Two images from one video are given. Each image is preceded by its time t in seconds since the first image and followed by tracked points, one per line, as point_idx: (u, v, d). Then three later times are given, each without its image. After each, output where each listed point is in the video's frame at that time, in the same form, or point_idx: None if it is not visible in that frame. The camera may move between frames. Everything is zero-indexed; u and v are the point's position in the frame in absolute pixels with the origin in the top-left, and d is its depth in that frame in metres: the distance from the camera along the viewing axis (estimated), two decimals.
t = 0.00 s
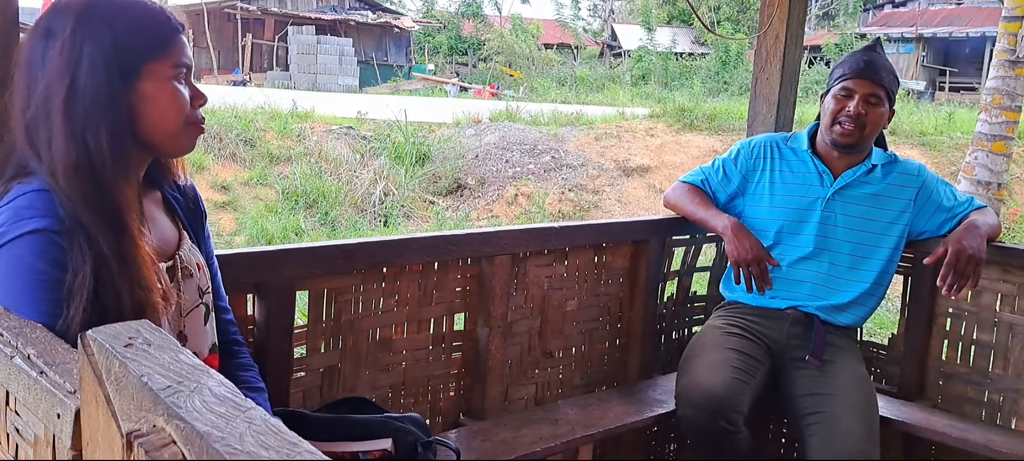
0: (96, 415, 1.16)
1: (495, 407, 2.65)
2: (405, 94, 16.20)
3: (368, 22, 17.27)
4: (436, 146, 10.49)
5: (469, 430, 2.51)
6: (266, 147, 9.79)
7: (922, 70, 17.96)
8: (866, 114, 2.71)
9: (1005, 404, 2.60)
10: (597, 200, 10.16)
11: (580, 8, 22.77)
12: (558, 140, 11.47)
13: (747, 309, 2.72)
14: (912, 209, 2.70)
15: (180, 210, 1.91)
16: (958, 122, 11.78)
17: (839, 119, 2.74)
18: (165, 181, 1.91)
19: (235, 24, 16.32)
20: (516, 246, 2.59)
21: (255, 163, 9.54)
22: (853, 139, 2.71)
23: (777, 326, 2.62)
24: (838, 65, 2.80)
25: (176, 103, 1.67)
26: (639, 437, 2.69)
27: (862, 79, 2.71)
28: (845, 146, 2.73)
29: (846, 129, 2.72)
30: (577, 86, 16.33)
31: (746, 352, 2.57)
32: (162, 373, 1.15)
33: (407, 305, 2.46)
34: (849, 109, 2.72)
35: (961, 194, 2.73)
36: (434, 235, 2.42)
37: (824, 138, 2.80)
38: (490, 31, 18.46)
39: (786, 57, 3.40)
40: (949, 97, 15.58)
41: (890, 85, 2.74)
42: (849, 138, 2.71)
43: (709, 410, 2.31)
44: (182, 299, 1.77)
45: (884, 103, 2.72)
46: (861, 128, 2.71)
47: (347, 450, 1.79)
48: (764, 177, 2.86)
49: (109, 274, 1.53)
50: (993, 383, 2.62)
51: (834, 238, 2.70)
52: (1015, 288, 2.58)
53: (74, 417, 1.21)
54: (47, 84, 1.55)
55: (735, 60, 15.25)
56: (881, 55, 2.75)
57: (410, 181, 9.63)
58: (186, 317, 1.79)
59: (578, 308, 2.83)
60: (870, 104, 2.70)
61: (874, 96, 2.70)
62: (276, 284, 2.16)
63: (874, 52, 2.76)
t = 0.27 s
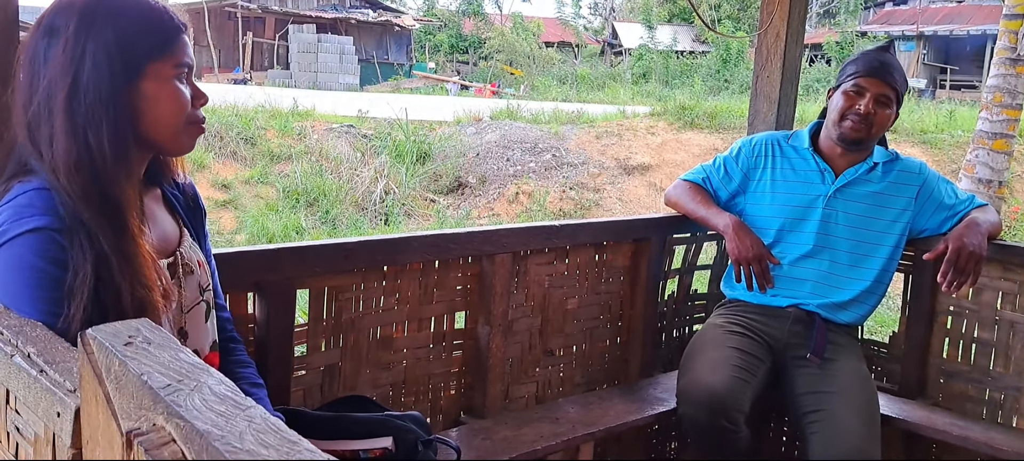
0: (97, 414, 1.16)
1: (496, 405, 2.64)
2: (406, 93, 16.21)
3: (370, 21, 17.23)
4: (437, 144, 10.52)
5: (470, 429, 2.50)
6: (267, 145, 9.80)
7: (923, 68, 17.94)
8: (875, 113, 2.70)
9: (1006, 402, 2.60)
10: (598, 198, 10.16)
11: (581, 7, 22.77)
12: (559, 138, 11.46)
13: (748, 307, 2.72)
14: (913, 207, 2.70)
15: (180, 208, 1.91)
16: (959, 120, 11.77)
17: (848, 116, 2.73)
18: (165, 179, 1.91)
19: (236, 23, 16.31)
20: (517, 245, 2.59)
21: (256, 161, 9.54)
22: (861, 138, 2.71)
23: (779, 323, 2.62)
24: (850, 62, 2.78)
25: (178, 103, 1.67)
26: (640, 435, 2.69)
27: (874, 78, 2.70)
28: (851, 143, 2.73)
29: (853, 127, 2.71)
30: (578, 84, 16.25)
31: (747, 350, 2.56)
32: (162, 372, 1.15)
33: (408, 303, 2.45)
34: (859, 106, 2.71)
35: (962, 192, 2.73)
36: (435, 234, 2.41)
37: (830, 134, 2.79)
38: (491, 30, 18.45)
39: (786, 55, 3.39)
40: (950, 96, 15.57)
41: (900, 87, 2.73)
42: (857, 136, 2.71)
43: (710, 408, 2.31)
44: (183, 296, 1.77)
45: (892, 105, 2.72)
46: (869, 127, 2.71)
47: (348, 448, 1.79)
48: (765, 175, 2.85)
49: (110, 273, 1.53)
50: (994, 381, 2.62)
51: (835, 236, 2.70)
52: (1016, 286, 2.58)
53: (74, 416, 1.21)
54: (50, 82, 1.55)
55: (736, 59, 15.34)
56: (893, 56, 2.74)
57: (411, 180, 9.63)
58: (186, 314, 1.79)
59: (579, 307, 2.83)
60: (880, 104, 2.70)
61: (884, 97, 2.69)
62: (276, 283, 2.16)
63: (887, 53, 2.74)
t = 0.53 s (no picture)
0: (96, 414, 1.16)
1: (496, 405, 2.64)
2: (406, 92, 16.20)
3: (370, 20, 17.21)
4: (437, 143, 10.53)
5: (470, 428, 2.51)
6: (267, 144, 9.82)
7: (924, 67, 17.93)
8: (883, 117, 2.67)
9: (1006, 401, 2.60)
10: (598, 197, 10.16)
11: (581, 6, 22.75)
12: (559, 137, 11.46)
13: (748, 306, 2.72)
14: (913, 206, 2.70)
15: (180, 207, 1.91)
16: (960, 118, 11.77)
17: (856, 116, 2.71)
18: (165, 179, 1.91)
19: (236, 22, 16.31)
20: (517, 244, 2.59)
21: (257, 161, 9.55)
22: (867, 139, 2.69)
23: (778, 323, 2.62)
24: (862, 63, 2.75)
25: (177, 104, 1.67)
26: (640, 435, 2.69)
27: (885, 82, 2.67)
28: (856, 145, 2.71)
29: (860, 127, 2.69)
30: (578, 83, 16.22)
31: (747, 349, 2.56)
32: (161, 371, 1.15)
33: (408, 303, 2.45)
34: (868, 109, 2.69)
35: (962, 191, 2.73)
36: (435, 233, 2.42)
37: (836, 134, 2.77)
38: (491, 29, 18.45)
39: (786, 55, 3.39)
40: (950, 94, 15.56)
41: (908, 93, 2.71)
42: (862, 137, 2.69)
43: (710, 407, 2.31)
44: (183, 295, 1.77)
45: (899, 112, 2.70)
46: (875, 129, 2.68)
47: (347, 448, 1.79)
48: (765, 174, 2.85)
49: (109, 273, 1.53)
50: (994, 380, 2.62)
51: (835, 234, 2.70)
52: (1016, 285, 2.58)
53: (74, 415, 1.21)
54: (48, 82, 1.55)
55: (736, 57, 15.33)
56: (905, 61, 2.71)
57: (411, 179, 9.63)
58: (186, 314, 1.79)
59: (579, 306, 2.83)
60: (889, 109, 2.68)
61: (893, 102, 2.68)
62: (277, 283, 2.16)
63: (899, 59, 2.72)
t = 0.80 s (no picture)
0: (95, 413, 1.16)
1: (496, 404, 2.64)
2: (406, 91, 16.22)
3: (370, 20, 17.20)
4: (437, 142, 10.53)
5: (469, 427, 2.51)
6: (267, 144, 9.83)
7: (924, 66, 17.92)
8: (884, 119, 2.67)
9: (1005, 400, 2.60)
10: (599, 196, 10.16)
11: (581, 5, 22.76)
12: (559, 136, 11.46)
13: (748, 305, 2.71)
14: (913, 205, 2.70)
15: (180, 207, 1.91)
16: (960, 117, 11.77)
17: (857, 118, 2.71)
18: (165, 179, 1.91)
19: (236, 22, 16.32)
20: (516, 243, 2.59)
21: (257, 160, 9.55)
22: (867, 141, 2.69)
23: (778, 322, 2.62)
24: (866, 62, 2.74)
25: (174, 103, 1.66)
26: (639, 434, 2.69)
27: (887, 84, 2.66)
28: (857, 146, 2.71)
29: (860, 129, 2.69)
30: (578, 83, 16.20)
31: (747, 349, 2.56)
32: (160, 371, 1.15)
33: (407, 302, 2.46)
34: (870, 111, 2.68)
35: (962, 190, 2.73)
36: (434, 232, 2.42)
37: (837, 133, 2.77)
38: (491, 28, 18.44)
39: (786, 53, 3.39)
40: (950, 93, 15.57)
41: (910, 95, 2.70)
42: (863, 139, 2.69)
43: (710, 406, 2.31)
44: (182, 295, 1.77)
45: (901, 114, 2.70)
46: (876, 131, 2.69)
47: (347, 447, 1.79)
48: (764, 174, 2.85)
49: (107, 273, 1.53)
50: (994, 378, 2.62)
51: (835, 234, 2.70)
52: (1016, 284, 2.58)
53: (72, 415, 1.21)
54: (44, 82, 1.55)
55: (736, 57, 15.31)
56: (907, 63, 2.70)
57: (411, 178, 9.64)
58: (186, 314, 1.79)
59: (578, 305, 2.83)
60: (890, 111, 2.67)
61: (895, 105, 2.67)
62: (276, 282, 2.16)
63: (902, 60, 2.71)
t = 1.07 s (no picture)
0: (95, 413, 1.16)
1: (495, 404, 2.64)
2: (406, 91, 16.22)
3: (369, 20, 17.20)
4: (437, 142, 10.54)
5: (469, 427, 2.51)
6: (266, 144, 9.83)
7: (923, 66, 17.92)
8: (882, 121, 2.67)
9: (1005, 400, 2.60)
10: (598, 196, 10.15)
11: (581, 5, 22.76)
12: (559, 136, 11.46)
13: (747, 305, 2.71)
14: (912, 205, 2.70)
15: (180, 207, 1.91)
16: (959, 116, 11.77)
17: (855, 119, 2.71)
18: (165, 179, 1.91)
19: (235, 22, 16.32)
20: (515, 243, 2.59)
21: (256, 160, 9.54)
22: (865, 143, 2.69)
23: (778, 322, 2.62)
24: (865, 63, 2.73)
25: (170, 103, 1.66)
26: (638, 434, 2.68)
27: (885, 85, 2.66)
28: (856, 147, 2.71)
29: (858, 130, 2.69)
30: (578, 82, 16.19)
31: (746, 348, 2.56)
32: (160, 371, 1.15)
33: (406, 302, 2.46)
34: (868, 113, 2.68)
35: (961, 189, 2.73)
36: (434, 232, 2.42)
37: (836, 133, 2.77)
38: (490, 28, 18.43)
39: (785, 53, 3.39)
40: (950, 93, 15.57)
41: (909, 96, 2.70)
42: (861, 140, 2.69)
43: (709, 406, 2.31)
44: (181, 296, 1.77)
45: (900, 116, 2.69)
46: (875, 132, 2.68)
47: (346, 447, 1.80)
48: (764, 173, 2.85)
49: (106, 273, 1.53)
50: (993, 378, 2.62)
51: (834, 233, 2.70)
52: (1015, 283, 2.58)
53: (72, 415, 1.21)
54: (40, 84, 1.55)
55: (736, 56, 15.27)
56: (906, 64, 2.69)
57: (411, 178, 9.63)
58: (185, 314, 1.79)
59: (577, 305, 2.83)
60: (888, 113, 2.67)
61: (893, 107, 2.67)
62: (276, 282, 2.17)
63: (901, 61, 2.70)
